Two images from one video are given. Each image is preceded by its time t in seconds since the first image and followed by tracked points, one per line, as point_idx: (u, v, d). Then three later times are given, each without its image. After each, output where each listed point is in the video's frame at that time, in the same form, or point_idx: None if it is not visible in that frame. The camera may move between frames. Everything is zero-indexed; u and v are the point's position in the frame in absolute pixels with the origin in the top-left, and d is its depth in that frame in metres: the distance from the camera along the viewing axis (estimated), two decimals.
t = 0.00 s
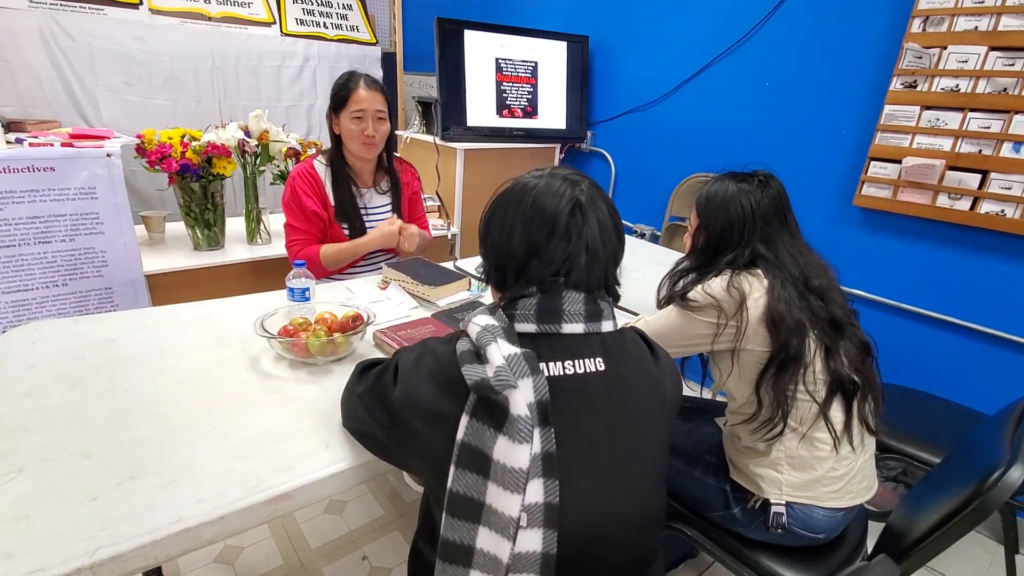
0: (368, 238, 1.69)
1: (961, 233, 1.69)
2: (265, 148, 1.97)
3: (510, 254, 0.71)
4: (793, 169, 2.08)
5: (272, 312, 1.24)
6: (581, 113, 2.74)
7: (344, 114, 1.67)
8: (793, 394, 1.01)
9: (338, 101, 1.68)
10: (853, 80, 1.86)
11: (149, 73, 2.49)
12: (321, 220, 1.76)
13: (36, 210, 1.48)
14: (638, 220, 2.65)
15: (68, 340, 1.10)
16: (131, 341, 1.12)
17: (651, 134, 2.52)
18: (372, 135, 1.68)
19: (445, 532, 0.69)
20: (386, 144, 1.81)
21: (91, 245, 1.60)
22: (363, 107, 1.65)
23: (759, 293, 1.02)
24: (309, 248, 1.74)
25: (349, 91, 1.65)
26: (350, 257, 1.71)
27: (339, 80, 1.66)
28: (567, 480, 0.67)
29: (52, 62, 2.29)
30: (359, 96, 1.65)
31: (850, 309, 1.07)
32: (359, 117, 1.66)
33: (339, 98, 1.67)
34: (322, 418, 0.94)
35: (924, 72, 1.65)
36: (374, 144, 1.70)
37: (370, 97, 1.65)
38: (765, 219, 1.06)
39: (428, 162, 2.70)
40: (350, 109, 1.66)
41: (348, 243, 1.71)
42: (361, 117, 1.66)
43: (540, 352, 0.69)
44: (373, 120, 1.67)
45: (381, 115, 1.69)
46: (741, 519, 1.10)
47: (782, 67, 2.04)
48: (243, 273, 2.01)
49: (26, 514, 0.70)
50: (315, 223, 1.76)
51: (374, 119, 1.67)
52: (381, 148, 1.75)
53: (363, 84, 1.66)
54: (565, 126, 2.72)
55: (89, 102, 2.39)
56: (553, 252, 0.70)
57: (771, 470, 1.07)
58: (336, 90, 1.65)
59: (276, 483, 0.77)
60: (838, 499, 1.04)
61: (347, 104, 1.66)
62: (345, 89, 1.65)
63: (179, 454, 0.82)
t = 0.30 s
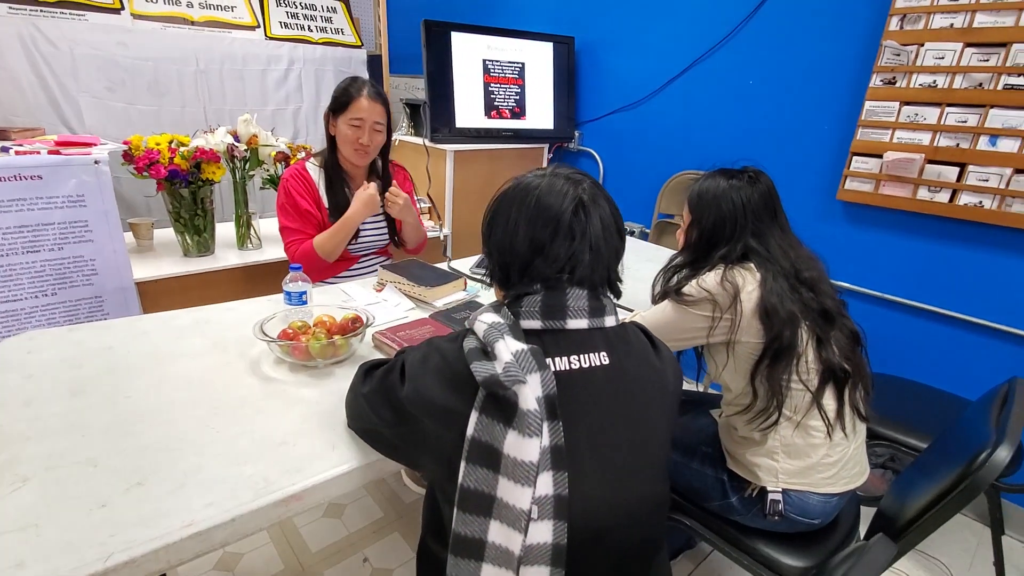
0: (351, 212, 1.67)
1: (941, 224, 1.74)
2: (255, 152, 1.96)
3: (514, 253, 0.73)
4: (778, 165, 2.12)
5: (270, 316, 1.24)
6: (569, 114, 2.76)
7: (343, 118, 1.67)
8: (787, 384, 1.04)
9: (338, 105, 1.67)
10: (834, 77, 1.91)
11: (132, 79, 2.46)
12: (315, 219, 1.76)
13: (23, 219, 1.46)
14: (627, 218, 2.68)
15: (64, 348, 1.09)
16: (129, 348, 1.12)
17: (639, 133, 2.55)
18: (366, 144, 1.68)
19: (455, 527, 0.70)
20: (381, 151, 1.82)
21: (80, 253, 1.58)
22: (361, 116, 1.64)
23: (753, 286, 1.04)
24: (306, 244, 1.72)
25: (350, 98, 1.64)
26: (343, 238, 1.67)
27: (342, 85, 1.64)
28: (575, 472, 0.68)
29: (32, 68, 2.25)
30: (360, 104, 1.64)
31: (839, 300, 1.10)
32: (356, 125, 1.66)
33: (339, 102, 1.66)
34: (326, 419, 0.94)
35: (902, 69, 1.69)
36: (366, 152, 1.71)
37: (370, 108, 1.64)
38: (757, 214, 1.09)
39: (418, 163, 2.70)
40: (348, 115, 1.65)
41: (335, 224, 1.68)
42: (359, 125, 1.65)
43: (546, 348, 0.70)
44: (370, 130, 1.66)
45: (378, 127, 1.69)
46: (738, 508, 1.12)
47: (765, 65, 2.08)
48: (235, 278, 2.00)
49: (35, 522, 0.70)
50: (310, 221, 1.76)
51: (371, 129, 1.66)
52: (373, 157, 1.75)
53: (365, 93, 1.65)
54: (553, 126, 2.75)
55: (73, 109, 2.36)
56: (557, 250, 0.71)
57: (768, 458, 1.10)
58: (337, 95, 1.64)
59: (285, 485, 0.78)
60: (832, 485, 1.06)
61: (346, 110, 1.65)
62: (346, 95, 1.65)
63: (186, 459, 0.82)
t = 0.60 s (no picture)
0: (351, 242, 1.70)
1: (923, 216, 1.79)
2: (244, 154, 1.95)
3: (516, 248, 0.74)
4: (764, 160, 2.15)
5: (267, 318, 1.24)
6: (557, 112, 2.78)
7: (338, 121, 1.66)
8: (781, 373, 1.06)
9: (332, 108, 1.66)
10: (818, 73, 1.94)
11: (115, 81, 2.42)
12: (308, 227, 1.76)
13: (10, 225, 1.44)
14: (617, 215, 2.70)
15: (59, 355, 1.08)
16: (124, 352, 1.11)
17: (627, 131, 2.58)
18: (362, 147, 1.68)
19: (466, 520, 0.71)
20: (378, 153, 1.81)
21: (68, 259, 1.56)
22: (357, 120, 1.63)
23: (746, 278, 1.07)
24: (293, 255, 1.75)
25: (345, 101, 1.63)
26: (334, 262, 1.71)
27: (337, 88, 1.63)
28: (582, 463, 0.70)
29: (12, 71, 2.21)
30: (357, 108, 1.64)
31: (830, 290, 1.13)
32: (351, 128, 1.65)
33: (335, 106, 1.65)
34: (330, 419, 0.94)
35: (883, 65, 1.73)
36: (362, 156, 1.70)
37: (366, 111, 1.64)
38: (748, 208, 1.11)
39: (407, 164, 2.70)
40: (344, 119, 1.64)
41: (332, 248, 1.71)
42: (355, 129, 1.65)
43: (551, 341, 0.71)
44: (366, 133, 1.66)
45: (374, 130, 1.68)
46: (736, 496, 1.14)
47: (749, 62, 2.11)
48: (226, 281, 1.98)
49: (41, 528, 0.69)
50: (299, 230, 1.76)
51: (367, 132, 1.66)
52: (369, 159, 1.75)
53: (361, 97, 1.64)
54: (541, 125, 2.76)
55: (55, 113, 2.33)
56: (558, 245, 0.72)
57: (764, 447, 1.12)
58: (332, 98, 1.63)
59: (293, 484, 0.78)
60: (827, 471, 1.09)
61: (341, 113, 1.64)
62: (342, 98, 1.64)
63: (191, 461, 0.82)
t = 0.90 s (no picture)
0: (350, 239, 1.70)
1: (913, 211, 1.82)
2: (238, 152, 1.94)
3: (523, 244, 0.74)
4: (756, 156, 2.18)
5: (267, 316, 1.24)
6: (550, 110, 2.79)
7: (329, 114, 1.66)
8: (779, 365, 1.08)
9: (321, 102, 1.66)
10: (809, 69, 1.96)
11: (104, 79, 2.40)
12: (304, 224, 1.75)
13: (2, 225, 1.42)
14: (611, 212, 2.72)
15: (56, 354, 1.07)
16: (123, 352, 1.10)
17: (620, 129, 2.59)
18: (359, 134, 1.68)
19: (476, 512, 0.71)
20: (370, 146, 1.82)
21: (62, 259, 1.54)
22: (348, 107, 1.64)
23: (745, 272, 1.08)
24: (291, 253, 1.74)
25: (333, 91, 1.64)
26: (333, 259, 1.71)
27: (322, 81, 1.65)
28: (590, 454, 0.71)
29: None
30: (344, 96, 1.65)
31: (825, 283, 1.14)
32: (344, 117, 1.66)
33: (323, 99, 1.65)
34: (335, 415, 0.95)
35: (873, 62, 1.76)
36: (360, 144, 1.70)
37: (355, 96, 1.65)
38: (746, 203, 1.13)
39: (401, 162, 2.69)
40: (334, 110, 1.65)
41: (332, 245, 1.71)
42: (347, 118, 1.66)
43: (558, 334, 0.72)
44: (359, 120, 1.67)
45: (365, 116, 1.70)
46: (735, 487, 1.16)
47: (741, 60, 2.13)
48: (220, 280, 1.97)
49: (49, 527, 0.69)
50: (297, 228, 1.75)
51: (359, 119, 1.67)
52: (366, 149, 1.75)
53: (346, 85, 1.66)
54: (535, 122, 2.77)
55: (43, 112, 2.30)
56: (566, 240, 0.73)
57: (762, 438, 1.14)
58: (318, 91, 1.64)
59: (301, 480, 0.79)
60: (824, 461, 1.11)
61: (330, 105, 1.65)
62: (328, 90, 1.65)
63: (198, 459, 0.82)
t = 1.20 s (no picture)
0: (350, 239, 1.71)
1: (909, 208, 1.83)
2: (236, 151, 1.93)
3: (529, 242, 0.75)
4: (753, 154, 2.19)
5: (269, 315, 1.24)
6: (548, 108, 2.80)
7: (325, 113, 1.66)
8: (779, 361, 1.09)
9: (317, 101, 1.66)
10: (806, 67, 1.97)
11: (100, 78, 2.39)
12: (302, 223, 1.75)
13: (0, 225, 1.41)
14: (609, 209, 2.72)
15: (58, 355, 1.07)
16: (125, 351, 1.10)
17: (618, 127, 2.60)
18: (355, 133, 1.67)
19: (481, 508, 0.72)
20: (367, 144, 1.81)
21: (60, 259, 1.54)
22: (344, 106, 1.64)
23: (744, 269, 1.09)
24: (288, 253, 1.74)
25: (329, 90, 1.64)
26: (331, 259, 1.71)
27: (318, 79, 1.65)
28: (594, 450, 0.71)
29: None
30: (340, 94, 1.65)
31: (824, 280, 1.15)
32: (340, 116, 1.65)
33: (319, 98, 1.65)
34: (338, 413, 0.95)
35: (870, 60, 1.77)
36: (357, 142, 1.70)
37: (351, 95, 1.65)
38: (747, 201, 1.14)
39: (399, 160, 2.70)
40: (330, 109, 1.65)
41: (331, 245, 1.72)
42: (343, 116, 1.65)
43: (563, 332, 0.73)
44: (355, 118, 1.66)
45: (361, 114, 1.69)
46: (735, 483, 1.17)
47: (739, 58, 2.14)
48: (218, 279, 1.97)
49: (56, 527, 0.69)
50: (294, 227, 1.74)
51: (355, 117, 1.67)
52: (363, 147, 1.74)
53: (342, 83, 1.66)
54: (532, 120, 2.77)
55: (39, 111, 2.28)
56: (571, 239, 0.74)
57: (762, 434, 1.15)
58: (315, 90, 1.64)
59: (307, 478, 0.79)
60: (823, 456, 1.12)
61: (326, 104, 1.65)
62: (324, 88, 1.64)
63: (203, 458, 0.82)
